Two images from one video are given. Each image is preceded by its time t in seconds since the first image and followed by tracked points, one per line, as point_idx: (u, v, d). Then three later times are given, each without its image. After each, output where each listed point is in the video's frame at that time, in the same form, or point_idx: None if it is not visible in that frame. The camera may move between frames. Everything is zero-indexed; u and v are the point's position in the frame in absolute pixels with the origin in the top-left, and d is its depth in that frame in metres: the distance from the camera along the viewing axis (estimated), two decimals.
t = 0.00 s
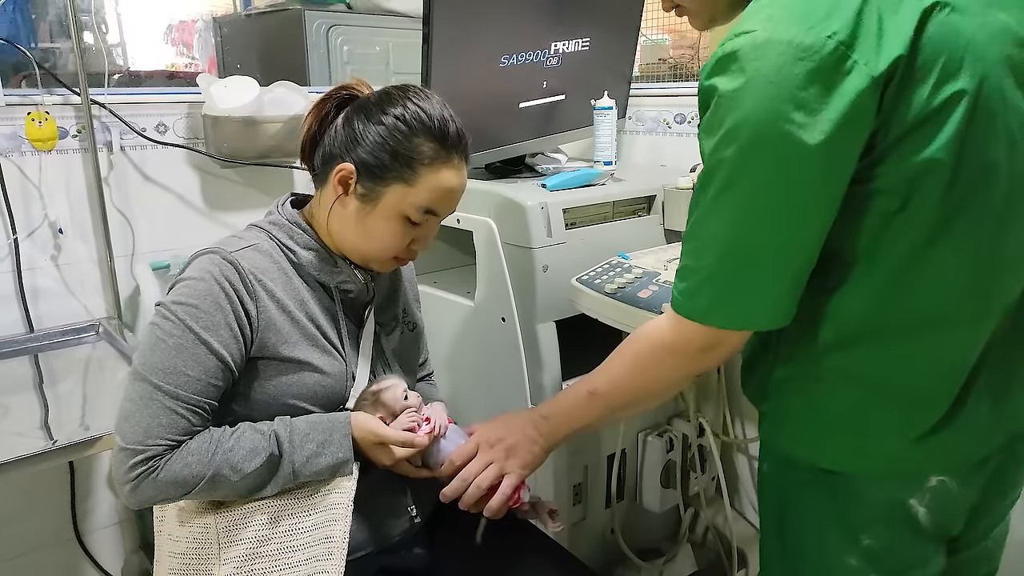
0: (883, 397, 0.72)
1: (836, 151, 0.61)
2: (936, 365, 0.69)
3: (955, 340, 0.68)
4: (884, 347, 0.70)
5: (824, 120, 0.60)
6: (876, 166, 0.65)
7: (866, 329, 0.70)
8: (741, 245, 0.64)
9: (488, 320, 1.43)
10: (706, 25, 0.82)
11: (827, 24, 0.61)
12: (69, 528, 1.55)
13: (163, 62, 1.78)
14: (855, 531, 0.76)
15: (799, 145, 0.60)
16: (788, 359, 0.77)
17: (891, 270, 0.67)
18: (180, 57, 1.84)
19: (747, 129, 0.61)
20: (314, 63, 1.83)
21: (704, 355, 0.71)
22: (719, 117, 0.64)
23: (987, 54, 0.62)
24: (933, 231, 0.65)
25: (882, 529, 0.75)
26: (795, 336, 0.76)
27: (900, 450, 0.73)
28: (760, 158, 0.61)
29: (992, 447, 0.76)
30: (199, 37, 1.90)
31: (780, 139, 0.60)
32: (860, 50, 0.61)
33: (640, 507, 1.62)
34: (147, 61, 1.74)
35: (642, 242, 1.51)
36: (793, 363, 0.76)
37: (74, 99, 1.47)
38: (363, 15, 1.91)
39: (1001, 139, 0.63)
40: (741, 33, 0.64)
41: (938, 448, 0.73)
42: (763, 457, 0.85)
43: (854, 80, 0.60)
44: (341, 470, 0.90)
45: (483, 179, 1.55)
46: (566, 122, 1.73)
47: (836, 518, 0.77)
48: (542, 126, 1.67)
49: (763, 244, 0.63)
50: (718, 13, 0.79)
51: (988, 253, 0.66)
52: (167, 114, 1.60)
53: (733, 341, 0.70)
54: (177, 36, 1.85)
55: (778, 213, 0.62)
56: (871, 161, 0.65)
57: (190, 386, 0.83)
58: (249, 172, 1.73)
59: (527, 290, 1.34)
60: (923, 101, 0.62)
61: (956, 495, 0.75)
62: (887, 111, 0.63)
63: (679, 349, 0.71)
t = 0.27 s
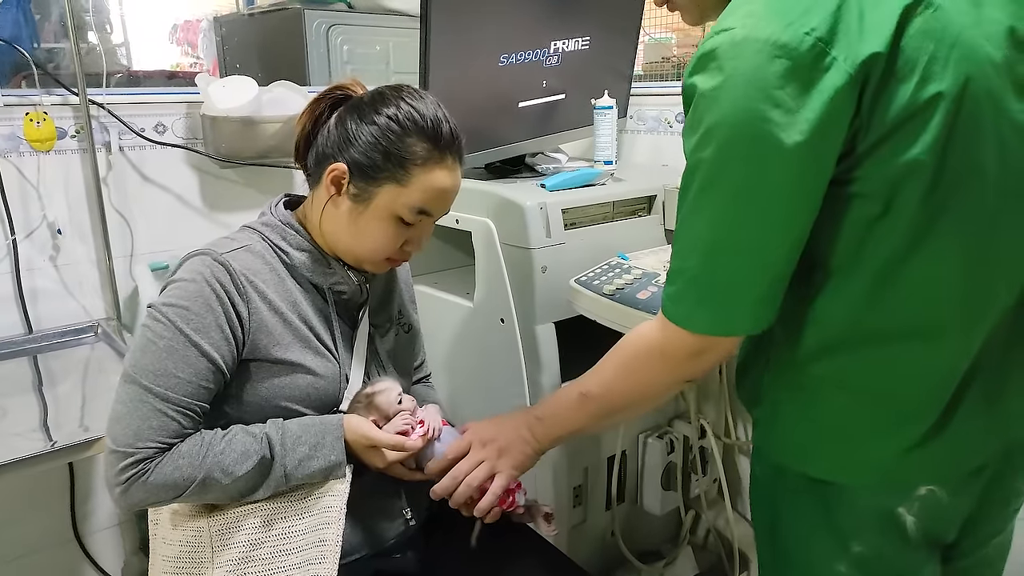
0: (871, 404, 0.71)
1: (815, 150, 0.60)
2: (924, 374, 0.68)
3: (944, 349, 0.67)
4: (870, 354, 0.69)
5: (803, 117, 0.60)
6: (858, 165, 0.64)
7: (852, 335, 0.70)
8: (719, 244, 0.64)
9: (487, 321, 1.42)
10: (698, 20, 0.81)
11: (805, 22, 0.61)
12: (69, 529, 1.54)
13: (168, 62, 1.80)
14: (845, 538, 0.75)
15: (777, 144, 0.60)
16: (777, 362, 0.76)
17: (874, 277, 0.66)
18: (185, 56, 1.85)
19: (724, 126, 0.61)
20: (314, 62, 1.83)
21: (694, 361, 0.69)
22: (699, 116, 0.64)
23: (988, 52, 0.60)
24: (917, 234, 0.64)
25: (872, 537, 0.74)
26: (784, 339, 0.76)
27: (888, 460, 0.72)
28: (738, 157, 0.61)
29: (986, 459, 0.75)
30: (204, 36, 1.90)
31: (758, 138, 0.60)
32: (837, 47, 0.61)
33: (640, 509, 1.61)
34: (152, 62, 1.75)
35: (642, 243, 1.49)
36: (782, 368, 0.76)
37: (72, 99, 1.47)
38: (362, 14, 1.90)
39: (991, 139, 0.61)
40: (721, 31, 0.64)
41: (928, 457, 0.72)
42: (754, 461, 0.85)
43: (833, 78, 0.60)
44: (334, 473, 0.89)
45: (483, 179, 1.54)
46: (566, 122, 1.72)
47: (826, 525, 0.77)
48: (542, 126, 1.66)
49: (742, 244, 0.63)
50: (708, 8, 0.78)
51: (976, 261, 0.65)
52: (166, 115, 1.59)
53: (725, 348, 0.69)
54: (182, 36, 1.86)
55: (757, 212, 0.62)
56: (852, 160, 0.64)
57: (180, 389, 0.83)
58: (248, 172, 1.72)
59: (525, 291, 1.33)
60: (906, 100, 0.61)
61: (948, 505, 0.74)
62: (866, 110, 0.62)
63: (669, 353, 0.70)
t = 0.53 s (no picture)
0: (871, 407, 0.69)
1: (810, 141, 0.59)
2: (926, 377, 0.66)
3: (945, 352, 0.65)
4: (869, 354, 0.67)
5: (797, 106, 0.58)
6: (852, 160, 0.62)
7: (851, 335, 0.68)
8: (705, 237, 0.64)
9: (494, 318, 1.41)
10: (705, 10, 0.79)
11: (804, 7, 0.59)
12: (76, 523, 1.55)
13: (182, 58, 1.76)
14: (847, 545, 0.73)
15: (770, 135, 0.58)
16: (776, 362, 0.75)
17: (873, 276, 0.64)
18: (200, 53, 1.80)
19: (716, 115, 0.60)
20: (323, 57, 1.81)
21: (691, 358, 0.69)
22: (693, 105, 0.63)
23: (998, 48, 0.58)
24: (918, 232, 0.62)
25: (875, 544, 0.72)
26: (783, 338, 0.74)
27: (889, 465, 0.70)
28: (729, 148, 0.60)
29: (991, 468, 0.72)
30: (219, 32, 1.84)
31: (751, 128, 0.59)
32: (836, 33, 0.58)
33: (647, 510, 1.59)
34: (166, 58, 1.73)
35: (652, 241, 1.47)
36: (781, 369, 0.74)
37: (81, 94, 1.47)
38: (373, 9, 1.89)
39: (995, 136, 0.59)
40: (720, 17, 0.62)
41: (931, 464, 0.70)
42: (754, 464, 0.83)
43: (830, 66, 0.58)
44: (335, 471, 0.88)
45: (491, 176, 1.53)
46: (576, 118, 1.70)
47: (827, 530, 0.75)
48: (551, 122, 1.65)
49: (728, 238, 0.62)
50: None
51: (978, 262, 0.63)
52: (174, 109, 1.59)
53: (723, 347, 0.69)
54: (198, 32, 1.80)
55: (753, 207, 0.61)
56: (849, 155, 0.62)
57: (180, 385, 0.82)
58: (255, 167, 1.71)
59: (533, 288, 1.31)
60: (904, 93, 0.58)
61: (952, 514, 0.72)
62: (863, 105, 0.60)
63: (666, 350, 0.69)
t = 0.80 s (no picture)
0: (864, 404, 0.67)
1: (799, 127, 0.57)
2: (921, 372, 0.64)
3: (941, 347, 0.63)
4: (863, 350, 0.65)
5: (784, 91, 0.56)
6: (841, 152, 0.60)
7: (842, 330, 0.66)
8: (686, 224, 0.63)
9: (494, 316, 1.39)
10: None
11: None
12: (74, 521, 1.54)
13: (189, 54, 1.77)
14: (842, 549, 0.70)
15: (756, 121, 0.57)
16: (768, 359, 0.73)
17: (863, 268, 0.62)
18: (207, 49, 1.80)
19: (700, 98, 0.58)
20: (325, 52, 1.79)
21: (688, 356, 0.67)
22: (681, 91, 0.61)
23: (1004, 36, 0.55)
24: (909, 225, 0.61)
25: (871, 548, 0.69)
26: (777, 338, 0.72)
27: (885, 465, 0.67)
28: (714, 135, 0.58)
29: (993, 474, 0.69)
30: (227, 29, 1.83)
31: (737, 114, 0.57)
32: (828, 16, 0.56)
33: (650, 511, 1.57)
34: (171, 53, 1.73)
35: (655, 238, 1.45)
36: (773, 365, 0.72)
37: (78, 89, 1.45)
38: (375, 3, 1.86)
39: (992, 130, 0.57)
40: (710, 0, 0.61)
41: (929, 466, 0.67)
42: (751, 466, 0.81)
43: (820, 50, 0.56)
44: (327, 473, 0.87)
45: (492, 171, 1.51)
46: (579, 113, 1.68)
47: (822, 534, 0.72)
48: (554, 117, 1.62)
49: (707, 225, 0.61)
50: None
51: (974, 254, 0.61)
52: (173, 105, 1.57)
53: (720, 343, 0.67)
54: (205, 29, 1.81)
55: (743, 197, 0.59)
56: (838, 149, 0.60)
57: (168, 385, 0.81)
58: (254, 163, 1.70)
59: (533, 285, 1.29)
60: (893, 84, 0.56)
61: (952, 520, 0.69)
62: (854, 98, 0.58)
63: (662, 349, 0.68)
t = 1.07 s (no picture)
0: (855, 395, 0.65)
1: (785, 105, 0.55)
2: (912, 361, 0.61)
3: (931, 334, 0.60)
4: (852, 340, 0.64)
5: (769, 67, 0.55)
6: (828, 136, 0.58)
7: (831, 320, 0.64)
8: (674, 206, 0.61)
9: (490, 308, 1.37)
10: None
11: None
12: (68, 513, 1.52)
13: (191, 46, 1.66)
14: (837, 543, 0.68)
15: (740, 97, 0.55)
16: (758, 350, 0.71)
17: (850, 257, 0.60)
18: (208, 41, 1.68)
19: (687, 73, 0.57)
20: (320, 40, 1.77)
21: (682, 343, 0.65)
22: (667, 70, 0.60)
23: (1000, 19, 0.53)
24: (900, 209, 0.58)
25: (865, 542, 0.67)
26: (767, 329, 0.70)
27: (876, 458, 0.65)
28: (699, 112, 0.57)
29: (995, 469, 0.66)
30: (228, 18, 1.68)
31: (721, 91, 0.55)
32: None
33: (648, 504, 1.55)
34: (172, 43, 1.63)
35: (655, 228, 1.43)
36: (762, 357, 0.71)
37: (69, 77, 1.43)
38: None
39: (986, 118, 0.55)
40: None
41: (926, 460, 0.64)
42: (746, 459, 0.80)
43: (808, 25, 0.54)
44: (316, 467, 0.85)
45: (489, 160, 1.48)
46: (578, 102, 1.65)
47: (816, 527, 0.70)
48: (552, 106, 1.60)
49: (697, 205, 0.59)
50: None
51: (967, 236, 0.58)
52: (165, 93, 1.55)
53: (713, 327, 0.65)
54: (205, 19, 1.66)
55: (729, 177, 0.57)
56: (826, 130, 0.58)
57: (153, 376, 0.80)
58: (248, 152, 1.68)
59: (529, 276, 1.27)
60: (882, 68, 0.55)
61: (951, 513, 0.66)
62: (842, 78, 0.56)
63: (654, 337, 0.66)
